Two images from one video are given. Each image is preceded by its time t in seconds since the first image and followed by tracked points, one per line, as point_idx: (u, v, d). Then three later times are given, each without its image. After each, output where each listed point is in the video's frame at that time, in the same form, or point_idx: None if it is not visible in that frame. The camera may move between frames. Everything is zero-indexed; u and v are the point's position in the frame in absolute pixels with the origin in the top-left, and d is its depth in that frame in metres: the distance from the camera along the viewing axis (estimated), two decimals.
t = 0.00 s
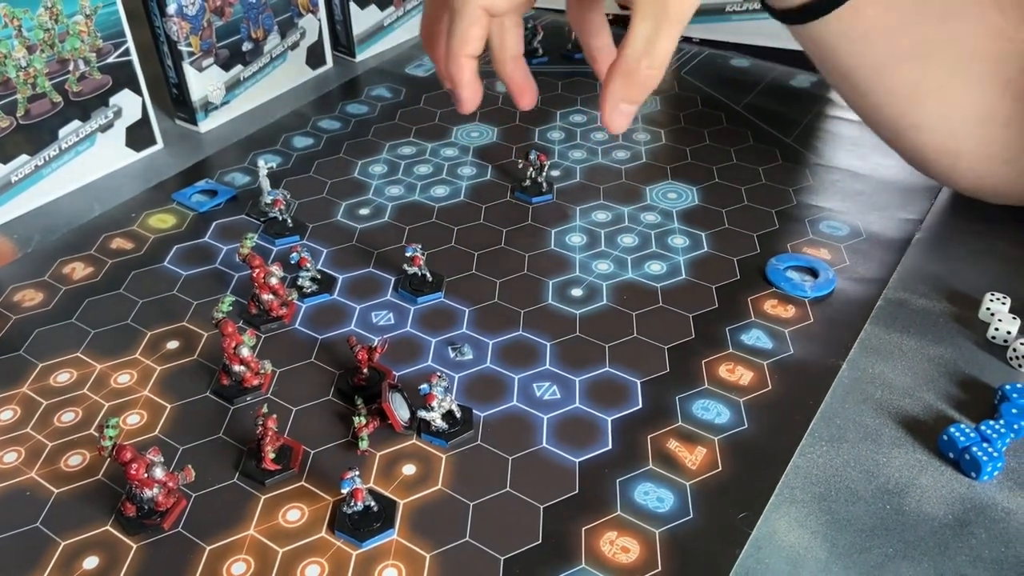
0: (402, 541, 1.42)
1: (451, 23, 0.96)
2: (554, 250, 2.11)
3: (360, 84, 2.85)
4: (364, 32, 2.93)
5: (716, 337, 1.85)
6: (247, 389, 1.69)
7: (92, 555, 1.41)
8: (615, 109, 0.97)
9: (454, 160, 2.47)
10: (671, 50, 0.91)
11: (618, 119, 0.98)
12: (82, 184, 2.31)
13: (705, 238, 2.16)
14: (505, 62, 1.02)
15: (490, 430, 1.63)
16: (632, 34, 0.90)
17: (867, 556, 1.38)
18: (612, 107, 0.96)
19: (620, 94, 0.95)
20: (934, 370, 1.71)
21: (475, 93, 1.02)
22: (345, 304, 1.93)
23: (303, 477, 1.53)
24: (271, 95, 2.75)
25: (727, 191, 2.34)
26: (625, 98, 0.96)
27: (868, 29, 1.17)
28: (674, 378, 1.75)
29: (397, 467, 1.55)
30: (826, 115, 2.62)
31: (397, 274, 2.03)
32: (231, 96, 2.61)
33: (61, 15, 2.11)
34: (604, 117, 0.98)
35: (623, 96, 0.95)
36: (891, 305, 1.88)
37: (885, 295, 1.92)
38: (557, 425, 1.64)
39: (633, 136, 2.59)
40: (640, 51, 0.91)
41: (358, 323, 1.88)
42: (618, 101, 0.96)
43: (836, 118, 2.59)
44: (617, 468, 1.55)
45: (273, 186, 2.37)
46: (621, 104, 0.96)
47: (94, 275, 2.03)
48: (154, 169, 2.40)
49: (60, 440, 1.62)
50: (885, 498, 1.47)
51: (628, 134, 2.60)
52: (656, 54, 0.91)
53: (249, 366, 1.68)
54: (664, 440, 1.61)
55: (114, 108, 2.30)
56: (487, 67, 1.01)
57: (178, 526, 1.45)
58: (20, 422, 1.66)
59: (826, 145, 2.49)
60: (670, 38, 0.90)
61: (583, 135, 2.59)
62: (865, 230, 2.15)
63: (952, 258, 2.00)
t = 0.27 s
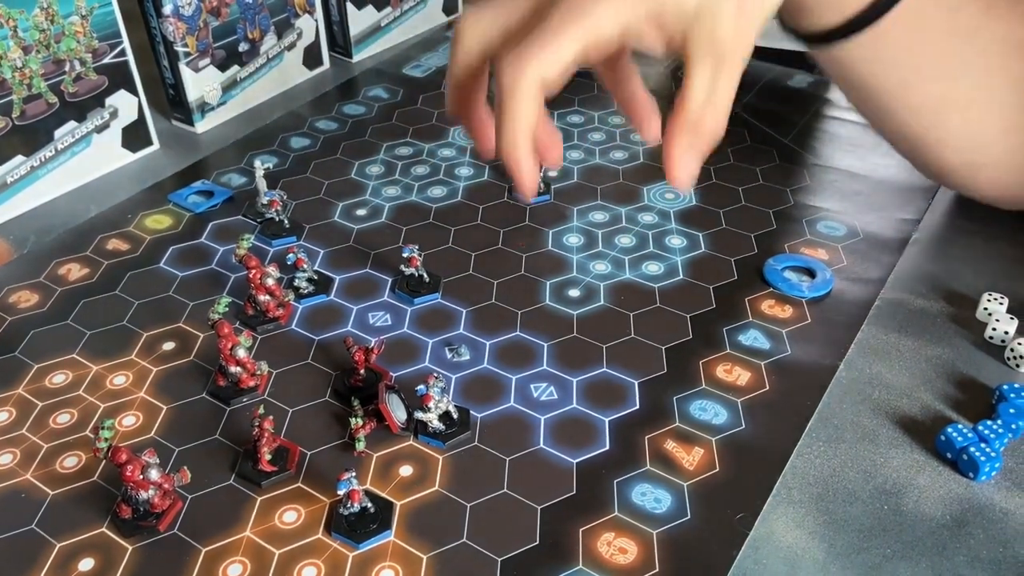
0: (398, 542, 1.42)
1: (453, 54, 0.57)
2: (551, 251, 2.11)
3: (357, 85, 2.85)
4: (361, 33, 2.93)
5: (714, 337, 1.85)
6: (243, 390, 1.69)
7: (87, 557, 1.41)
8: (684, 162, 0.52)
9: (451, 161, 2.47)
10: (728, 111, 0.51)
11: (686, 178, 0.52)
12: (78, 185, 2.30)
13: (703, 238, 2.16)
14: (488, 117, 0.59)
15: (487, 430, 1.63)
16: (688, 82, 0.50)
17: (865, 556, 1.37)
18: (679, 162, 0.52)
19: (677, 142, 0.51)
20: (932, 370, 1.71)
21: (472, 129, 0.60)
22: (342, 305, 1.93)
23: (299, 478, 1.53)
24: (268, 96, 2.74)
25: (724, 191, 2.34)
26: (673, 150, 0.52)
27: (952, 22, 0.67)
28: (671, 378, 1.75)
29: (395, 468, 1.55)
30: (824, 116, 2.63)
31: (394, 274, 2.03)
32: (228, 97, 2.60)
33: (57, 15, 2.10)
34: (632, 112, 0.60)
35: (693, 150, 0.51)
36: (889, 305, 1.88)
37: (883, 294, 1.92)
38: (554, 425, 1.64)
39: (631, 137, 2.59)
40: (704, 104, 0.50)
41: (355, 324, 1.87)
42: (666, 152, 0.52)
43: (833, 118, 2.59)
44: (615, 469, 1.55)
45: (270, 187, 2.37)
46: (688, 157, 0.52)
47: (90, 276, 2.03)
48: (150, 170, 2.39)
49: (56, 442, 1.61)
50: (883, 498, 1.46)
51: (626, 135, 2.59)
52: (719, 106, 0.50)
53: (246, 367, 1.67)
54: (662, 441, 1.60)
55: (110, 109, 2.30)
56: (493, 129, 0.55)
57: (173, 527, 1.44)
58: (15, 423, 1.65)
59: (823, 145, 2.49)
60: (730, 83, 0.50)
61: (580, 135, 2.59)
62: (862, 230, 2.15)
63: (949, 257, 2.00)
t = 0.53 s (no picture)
0: (394, 543, 1.42)
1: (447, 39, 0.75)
2: (547, 252, 2.12)
3: (354, 87, 2.85)
4: (358, 35, 2.93)
5: (709, 338, 1.85)
6: (239, 392, 1.69)
7: (82, 558, 1.41)
8: (628, 126, 0.76)
9: (447, 163, 2.47)
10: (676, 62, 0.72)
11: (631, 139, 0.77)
12: (74, 187, 2.30)
13: (698, 239, 2.16)
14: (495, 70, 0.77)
15: (482, 432, 1.63)
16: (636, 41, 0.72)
17: (858, 557, 1.38)
18: (624, 122, 0.75)
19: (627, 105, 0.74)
20: (925, 371, 1.72)
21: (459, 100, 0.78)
22: (338, 307, 1.93)
23: (294, 479, 1.53)
24: (264, 98, 2.75)
25: (719, 193, 2.35)
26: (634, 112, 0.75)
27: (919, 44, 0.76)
28: (666, 380, 1.75)
29: (390, 470, 1.55)
30: (819, 117, 2.63)
31: (390, 276, 2.03)
32: (224, 99, 2.61)
33: (53, 18, 2.11)
34: (611, 128, 0.77)
35: (634, 106, 0.74)
36: (883, 306, 1.89)
37: (877, 295, 1.93)
38: (549, 426, 1.64)
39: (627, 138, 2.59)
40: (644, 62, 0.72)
41: (350, 326, 1.88)
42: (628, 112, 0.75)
43: (828, 120, 2.60)
44: (609, 470, 1.56)
45: (266, 189, 2.37)
46: (631, 116, 0.75)
47: (86, 278, 2.03)
48: (146, 172, 2.40)
49: (51, 443, 1.61)
50: (876, 499, 1.47)
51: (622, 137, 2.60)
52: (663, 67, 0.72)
53: (241, 368, 1.68)
54: (656, 442, 1.61)
55: (106, 111, 2.30)
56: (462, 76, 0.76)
57: (169, 529, 1.44)
58: (11, 425, 1.65)
59: (818, 147, 2.50)
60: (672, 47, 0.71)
61: (576, 137, 2.60)
62: (856, 232, 2.16)
63: (943, 258, 2.01)
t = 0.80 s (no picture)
0: (390, 545, 1.42)
1: (428, 102, 0.69)
2: (543, 254, 2.12)
3: (350, 89, 2.85)
4: (354, 37, 2.93)
5: (706, 340, 1.85)
6: (235, 394, 1.69)
7: (78, 561, 1.40)
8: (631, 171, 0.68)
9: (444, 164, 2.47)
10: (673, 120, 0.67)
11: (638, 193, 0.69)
12: (71, 189, 2.30)
13: (694, 241, 2.17)
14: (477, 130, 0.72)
15: (479, 434, 1.63)
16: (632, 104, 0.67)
17: (855, 558, 1.38)
18: (629, 181, 0.69)
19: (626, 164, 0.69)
20: (921, 373, 1.72)
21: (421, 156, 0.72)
22: (335, 309, 1.93)
23: (291, 482, 1.53)
24: (261, 100, 2.75)
25: (716, 195, 2.35)
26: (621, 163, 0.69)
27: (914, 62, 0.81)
28: (663, 381, 1.75)
29: (387, 472, 1.55)
30: (814, 120, 2.64)
31: (387, 278, 2.03)
32: (220, 101, 2.60)
33: (49, 20, 2.10)
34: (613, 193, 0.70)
35: (640, 168, 0.68)
36: (879, 308, 1.89)
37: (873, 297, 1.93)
38: (546, 428, 1.64)
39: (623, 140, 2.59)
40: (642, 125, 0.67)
41: (347, 328, 1.88)
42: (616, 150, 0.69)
43: (824, 122, 2.60)
44: (607, 471, 1.56)
45: (262, 190, 2.37)
46: (635, 178, 0.69)
47: (82, 280, 2.02)
48: (142, 174, 2.39)
49: (47, 446, 1.61)
50: (873, 500, 1.47)
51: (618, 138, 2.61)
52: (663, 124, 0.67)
53: (238, 370, 1.67)
54: (653, 443, 1.61)
55: (102, 112, 2.30)
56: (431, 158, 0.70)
57: (165, 532, 1.44)
58: (6, 427, 1.65)
59: (814, 148, 2.51)
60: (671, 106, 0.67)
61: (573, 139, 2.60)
62: (852, 233, 2.17)
63: (939, 260, 2.01)
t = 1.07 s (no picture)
0: (397, 546, 1.42)
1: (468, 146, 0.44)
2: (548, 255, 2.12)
3: (353, 89, 2.85)
4: (357, 38, 2.93)
5: (711, 341, 1.85)
6: (240, 395, 1.69)
7: (84, 563, 1.40)
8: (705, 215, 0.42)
9: (447, 165, 2.47)
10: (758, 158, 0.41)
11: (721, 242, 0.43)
12: (74, 189, 2.29)
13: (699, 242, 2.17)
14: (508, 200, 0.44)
15: (485, 435, 1.63)
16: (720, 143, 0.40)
17: (863, 559, 1.38)
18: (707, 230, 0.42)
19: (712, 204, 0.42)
20: (927, 374, 1.72)
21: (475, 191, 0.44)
22: (339, 309, 1.92)
23: (297, 483, 1.53)
24: (263, 101, 2.74)
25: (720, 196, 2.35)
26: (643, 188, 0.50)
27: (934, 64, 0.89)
28: (669, 382, 1.75)
29: (393, 473, 1.54)
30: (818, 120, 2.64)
31: (391, 279, 2.02)
32: (223, 102, 2.60)
33: (52, 20, 2.10)
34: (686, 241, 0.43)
35: (728, 214, 0.41)
36: (884, 309, 1.89)
37: (879, 298, 1.93)
38: (552, 430, 1.64)
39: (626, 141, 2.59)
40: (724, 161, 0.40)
41: (352, 328, 1.87)
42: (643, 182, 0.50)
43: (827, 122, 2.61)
44: (613, 473, 1.55)
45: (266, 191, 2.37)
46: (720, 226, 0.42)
47: (86, 280, 2.02)
48: (145, 174, 2.39)
49: (52, 447, 1.60)
50: (880, 501, 1.47)
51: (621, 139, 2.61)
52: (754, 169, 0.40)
53: (243, 371, 1.67)
54: (660, 444, 1.61)
55: (105, 113, 2.29)
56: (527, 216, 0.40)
57: (171, 533, 1.44)
58: (11, 429, 1.64)
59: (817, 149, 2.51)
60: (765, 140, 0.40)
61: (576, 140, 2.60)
62: (856, 234, 2.16)
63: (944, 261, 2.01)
